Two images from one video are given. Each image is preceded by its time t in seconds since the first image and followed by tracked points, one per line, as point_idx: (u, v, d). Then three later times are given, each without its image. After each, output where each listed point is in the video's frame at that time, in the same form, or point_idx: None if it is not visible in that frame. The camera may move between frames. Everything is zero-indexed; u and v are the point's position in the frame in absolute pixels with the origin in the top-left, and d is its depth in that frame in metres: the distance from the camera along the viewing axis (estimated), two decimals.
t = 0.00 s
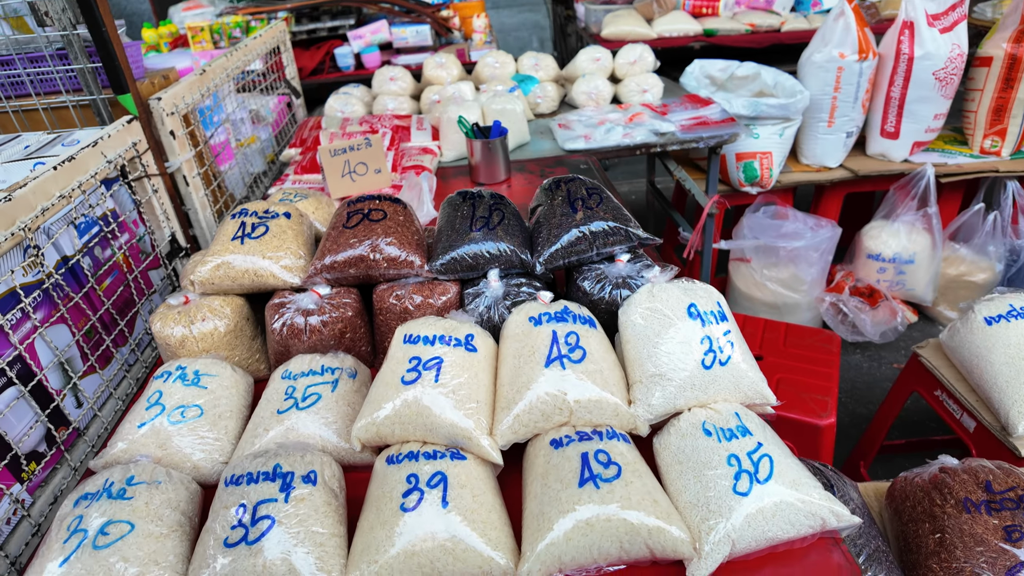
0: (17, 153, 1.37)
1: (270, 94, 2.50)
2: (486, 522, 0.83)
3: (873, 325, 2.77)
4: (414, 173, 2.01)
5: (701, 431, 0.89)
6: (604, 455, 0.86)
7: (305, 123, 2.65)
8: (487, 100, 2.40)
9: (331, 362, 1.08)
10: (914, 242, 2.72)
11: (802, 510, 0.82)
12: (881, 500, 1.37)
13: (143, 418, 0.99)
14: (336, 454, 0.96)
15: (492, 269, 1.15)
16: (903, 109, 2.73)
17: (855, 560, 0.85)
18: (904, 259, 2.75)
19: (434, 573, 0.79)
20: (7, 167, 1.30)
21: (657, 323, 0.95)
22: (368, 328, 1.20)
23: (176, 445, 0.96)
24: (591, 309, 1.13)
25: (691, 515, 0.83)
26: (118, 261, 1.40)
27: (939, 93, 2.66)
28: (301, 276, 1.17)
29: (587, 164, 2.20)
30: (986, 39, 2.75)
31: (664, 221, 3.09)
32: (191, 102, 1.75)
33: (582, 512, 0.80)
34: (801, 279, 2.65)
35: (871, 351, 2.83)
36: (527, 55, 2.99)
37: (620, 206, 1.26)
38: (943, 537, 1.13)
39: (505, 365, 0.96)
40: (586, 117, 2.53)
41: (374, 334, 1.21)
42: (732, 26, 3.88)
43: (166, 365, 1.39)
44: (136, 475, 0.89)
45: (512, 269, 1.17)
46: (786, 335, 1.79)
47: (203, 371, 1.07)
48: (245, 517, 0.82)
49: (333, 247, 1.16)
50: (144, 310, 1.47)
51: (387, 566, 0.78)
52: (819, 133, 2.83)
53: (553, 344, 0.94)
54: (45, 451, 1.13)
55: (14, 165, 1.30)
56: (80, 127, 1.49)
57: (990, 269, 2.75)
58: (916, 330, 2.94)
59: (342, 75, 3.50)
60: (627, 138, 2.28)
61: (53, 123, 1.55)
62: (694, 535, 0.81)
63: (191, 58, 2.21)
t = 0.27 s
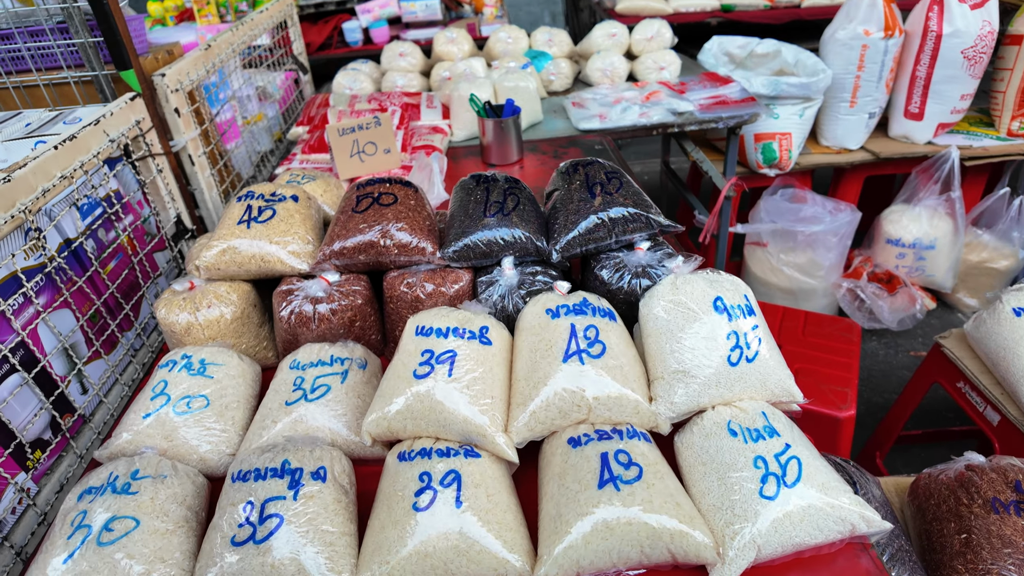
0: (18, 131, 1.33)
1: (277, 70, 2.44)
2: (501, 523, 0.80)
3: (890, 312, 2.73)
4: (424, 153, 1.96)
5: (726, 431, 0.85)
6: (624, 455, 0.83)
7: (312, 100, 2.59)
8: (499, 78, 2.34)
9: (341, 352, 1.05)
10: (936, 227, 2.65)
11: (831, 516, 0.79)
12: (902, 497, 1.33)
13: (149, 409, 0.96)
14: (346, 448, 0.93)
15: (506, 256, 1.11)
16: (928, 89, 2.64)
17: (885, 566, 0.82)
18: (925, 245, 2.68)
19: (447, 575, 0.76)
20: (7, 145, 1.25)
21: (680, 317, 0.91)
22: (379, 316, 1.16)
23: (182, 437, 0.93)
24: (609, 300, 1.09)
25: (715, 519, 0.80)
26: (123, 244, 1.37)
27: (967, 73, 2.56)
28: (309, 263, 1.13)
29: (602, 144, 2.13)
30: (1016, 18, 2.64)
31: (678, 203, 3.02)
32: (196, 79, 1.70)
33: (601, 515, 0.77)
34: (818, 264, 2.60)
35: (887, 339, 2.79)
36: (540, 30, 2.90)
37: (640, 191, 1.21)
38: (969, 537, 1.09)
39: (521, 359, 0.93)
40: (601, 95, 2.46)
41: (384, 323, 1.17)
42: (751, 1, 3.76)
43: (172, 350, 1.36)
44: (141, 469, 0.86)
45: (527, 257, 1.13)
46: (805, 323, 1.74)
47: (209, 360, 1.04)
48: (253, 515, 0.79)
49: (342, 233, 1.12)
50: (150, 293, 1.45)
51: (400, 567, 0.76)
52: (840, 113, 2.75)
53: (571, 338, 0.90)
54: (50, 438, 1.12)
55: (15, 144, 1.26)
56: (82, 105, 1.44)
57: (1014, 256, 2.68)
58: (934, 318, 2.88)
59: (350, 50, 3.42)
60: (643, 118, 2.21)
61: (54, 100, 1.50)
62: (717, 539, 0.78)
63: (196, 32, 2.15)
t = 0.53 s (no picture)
0: (22, 114, 1.30)
1: (284, 51, 2.39)
2: (517, 524, 0.78)
3: (903, 302, 2.70)
4: (434, 137, 1.93)
5: (748, 434, 0.83)
6: (643, 457, 0.81)
7: (319, 81, 2.55)
8: (510, 60, 2.29)
9: (352, 345, 1.03)
10: (952, 216, 2.60)
11: (855, 521, 0.76)
12: (917, 494, 1.31)
13: (157, 402, 0.95)
14: (357, 444, 0.92)
15: (520, 248, 1.08)
16: (948, 74, 2.58)
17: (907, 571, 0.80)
18: (940, 234, 2.63)
19: None
20: (11, 129, 1.22)
21: (701, 315, 0.88)
22: (389, 308, 1.14)
23: (192, 431, 0.92)
24: (625, 294, 1.07)
25: (735, 523, 0.78)
26: (129, 230, 1.35)
27: (989, 58, 2.50)
28: (319, 253, 1.10)
29: (615, 130, 2.09)
30: None
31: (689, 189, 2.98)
32: (202, 60, 1.67)
33: (619, 519, 0.75)
34: (832, 253, 2.56)
35: (899, 329, 2.76)
36: (552, 11, 2.84)
37: (658, 181, 1.18)
38: (988, 538, 1.08)
39: (537, 356, 0.90)
40: (613, 78, 2.41)
41: (395, 314, 1.15)
42: None
43: (180, 339, 1.35)
44: (151, 464, 0.85)
45: (542, 249, 1.10)
46: (820, 315, 1.71)
47: (218, 352, 1.02)
48: (264, 514, 0.78)
49: (353, 223, 1.10)
50: (157, 281, 1.43)
51: (413, 568, 0.74)
52: (857, 99, 2.69)
53: (589, 336, 0.88)
54: (57, 430, 1.11)
55: (18, 127, 1.23)
56: (86, 87, 1.41)
57: None
58: (947, 308, 2.85)
59: (356, 30, 3.36)
60: (657, 102, 2.16)
61: (58, 81, 1.47)
62: (738, 543, 0.76)
63: (202, 11, 2.11)
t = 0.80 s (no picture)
0: (22, 103, 1.29)
1: (286, 39, 2.37)
2: (521, 522, 0.77)
3: (908, 296, 2.69)
4: (437, 128, 1.91)
5: (756, 432, 0.83)
6: (648, 456, 0.80)
7: (322, 71, 2.53)
8: (514, 49, 2.27)
9: (354, 340, 1.02)
10: (959, 210, 2.58)
11: (863, 522, 0.75)
12: (923, 491, 1.30)
13: (159, 396, 0.94)
14: (360, 439, 0.91)
15: (525, 243, 1.07)
16: (958, 66, 2.55)
17: (914, 572, 0.80)
18: (947, 228, 2.61)
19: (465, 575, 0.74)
20: (10, 119, 1.21)
21: (709, 312, 0.87)
22: (392, 301, 1.13)
23: (193, 425, 0.91)
24: (630, 289, 1.06)
25: (740, 523, 0.77)
26: (130, 222, 1.34)
27: (1000, 49, 2.46)
28: (322, 246, 1.09)
29: (620, 121, 2.07)
30: None
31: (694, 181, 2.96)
32: (204, 49, 1.65)
33: (624, 519, 0.74)
34: (838, 247, 2.54)
35: (904, 323, 2.75)
36: None
37: (666, 175, 1.16)
38: (994, 537, 1.07)
39: (541, 353, 0.90)
40: (619, 69, 2.39)
41: (398, 308, 1.15)
42: None
43: (181, 331, 1.34)
44: (152, 459, 0.84)
45: (547, 244, 1.09)
46: (826, 310, 1.70)
47: (220, 346, 1.01)
48: (266, 511, 0.77)
49: (355, 215, 1.08)
50: (158, 272, 1.42)
51: (416, 565, 0.74)
52: (865, 90, 2.66)
53: (594, 332, 0.87)
54: (59, 421, 1.11)
55: (18, 117, 1.22)
56: (86, 75, 1.40)
57: None
58: (953, 303, 2.83)
59: (360, 18, 3.32)
60: (663, 93, 2.14)
61: (58, 70, 1.46)
62: (743, 543, 0.75)
63: None
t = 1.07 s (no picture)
0: (28, 93, 1.28)
1: (291, 27, 2.35)
2: (528, 519, 0.78)
3: (915, 290, 2.67)
4: (444, 119, 1.90)
5: (764, 431, 0.82)
6: (655, 454, 0.80)
7: (327, 59, 2.51)
8: (522, 39, 2.25)
9: (362, 334, 1.02)
10: (968, 204, 2.56)
11: (869, 523, 0.75)
12: (927, 487, 1.30)
13: (167, 389, 0.95)
14: (368, 434, 0.91)
15: (533, 238, 1.07)
16: (970, 58, 2.52)
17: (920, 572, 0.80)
18: (956, 222, 2.59)
19: (472, 570, 0.75)
20: (17, 109, 1.21)
21: (718, 311, 0.87)
22: (399, 296, 1.13)
23: (202, 419, 0.92)
24: (638, 285, 1.06)
25: (747, 522, 0.77)
26: (136, 212, 1.34)
27: (1013, 42, 2.43)
28: (329, 240, 1.09)
29: (628, 112, 2.06)
30: None
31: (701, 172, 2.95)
32: (210, 38, 1.64)
33: (631, 517, 0.74)
34: (845, 240, 2.53)
35: (909, 317, 2.74)
36: None
37: (675, 170, 1.16)
38: (999, 535, 1.06)
39: (549, 350, 0.89)
40: (627, 59, 2.37)
41: (405, 302, 1.15)
42: None
43: (188, 323, 1.35)
44: (161, 452, 0.85)
45: (555, 239, 1.09)
46: (833, 305, 1.69)
47: (228, 339, 1.01)
48: (274, 505, 0.77)
49: (363, 209, 1.08)
50: (165, 263, 1.42)
51: (424, 561, 0.74)
52: (876, 82, 2.64)
53: (603, 330, 0.87)
54: (68, 412, 1.12)
55: (24, 106, 1.22)
56: (92, 64, 1.39)
57: None
58: (959, 297, 2.82)
59: (365, 5, 3.29)
60: (671, 85, 2.12)
61: (64, 59, 1.45)
62: (750, 542, 0.75)
63: None
